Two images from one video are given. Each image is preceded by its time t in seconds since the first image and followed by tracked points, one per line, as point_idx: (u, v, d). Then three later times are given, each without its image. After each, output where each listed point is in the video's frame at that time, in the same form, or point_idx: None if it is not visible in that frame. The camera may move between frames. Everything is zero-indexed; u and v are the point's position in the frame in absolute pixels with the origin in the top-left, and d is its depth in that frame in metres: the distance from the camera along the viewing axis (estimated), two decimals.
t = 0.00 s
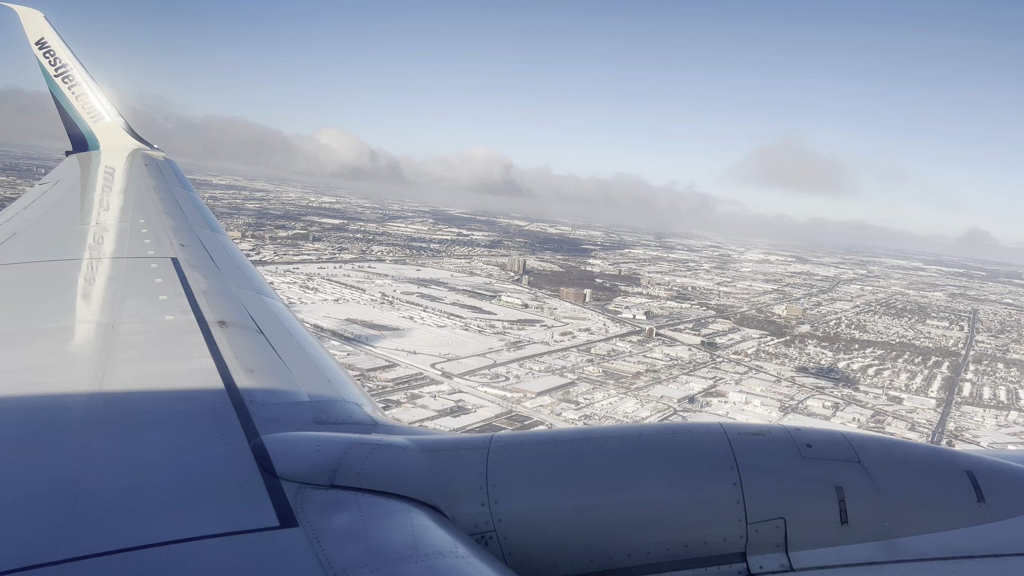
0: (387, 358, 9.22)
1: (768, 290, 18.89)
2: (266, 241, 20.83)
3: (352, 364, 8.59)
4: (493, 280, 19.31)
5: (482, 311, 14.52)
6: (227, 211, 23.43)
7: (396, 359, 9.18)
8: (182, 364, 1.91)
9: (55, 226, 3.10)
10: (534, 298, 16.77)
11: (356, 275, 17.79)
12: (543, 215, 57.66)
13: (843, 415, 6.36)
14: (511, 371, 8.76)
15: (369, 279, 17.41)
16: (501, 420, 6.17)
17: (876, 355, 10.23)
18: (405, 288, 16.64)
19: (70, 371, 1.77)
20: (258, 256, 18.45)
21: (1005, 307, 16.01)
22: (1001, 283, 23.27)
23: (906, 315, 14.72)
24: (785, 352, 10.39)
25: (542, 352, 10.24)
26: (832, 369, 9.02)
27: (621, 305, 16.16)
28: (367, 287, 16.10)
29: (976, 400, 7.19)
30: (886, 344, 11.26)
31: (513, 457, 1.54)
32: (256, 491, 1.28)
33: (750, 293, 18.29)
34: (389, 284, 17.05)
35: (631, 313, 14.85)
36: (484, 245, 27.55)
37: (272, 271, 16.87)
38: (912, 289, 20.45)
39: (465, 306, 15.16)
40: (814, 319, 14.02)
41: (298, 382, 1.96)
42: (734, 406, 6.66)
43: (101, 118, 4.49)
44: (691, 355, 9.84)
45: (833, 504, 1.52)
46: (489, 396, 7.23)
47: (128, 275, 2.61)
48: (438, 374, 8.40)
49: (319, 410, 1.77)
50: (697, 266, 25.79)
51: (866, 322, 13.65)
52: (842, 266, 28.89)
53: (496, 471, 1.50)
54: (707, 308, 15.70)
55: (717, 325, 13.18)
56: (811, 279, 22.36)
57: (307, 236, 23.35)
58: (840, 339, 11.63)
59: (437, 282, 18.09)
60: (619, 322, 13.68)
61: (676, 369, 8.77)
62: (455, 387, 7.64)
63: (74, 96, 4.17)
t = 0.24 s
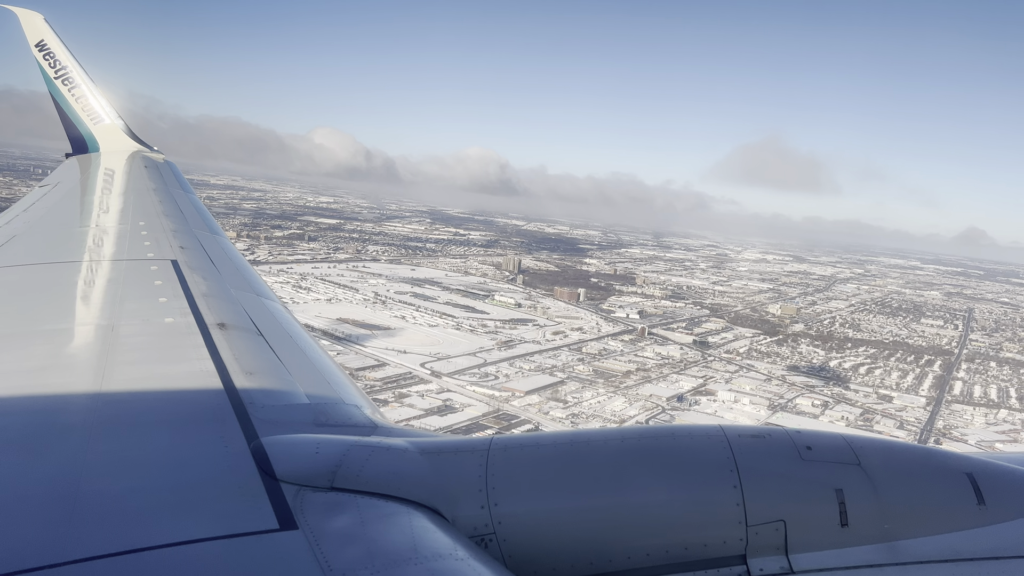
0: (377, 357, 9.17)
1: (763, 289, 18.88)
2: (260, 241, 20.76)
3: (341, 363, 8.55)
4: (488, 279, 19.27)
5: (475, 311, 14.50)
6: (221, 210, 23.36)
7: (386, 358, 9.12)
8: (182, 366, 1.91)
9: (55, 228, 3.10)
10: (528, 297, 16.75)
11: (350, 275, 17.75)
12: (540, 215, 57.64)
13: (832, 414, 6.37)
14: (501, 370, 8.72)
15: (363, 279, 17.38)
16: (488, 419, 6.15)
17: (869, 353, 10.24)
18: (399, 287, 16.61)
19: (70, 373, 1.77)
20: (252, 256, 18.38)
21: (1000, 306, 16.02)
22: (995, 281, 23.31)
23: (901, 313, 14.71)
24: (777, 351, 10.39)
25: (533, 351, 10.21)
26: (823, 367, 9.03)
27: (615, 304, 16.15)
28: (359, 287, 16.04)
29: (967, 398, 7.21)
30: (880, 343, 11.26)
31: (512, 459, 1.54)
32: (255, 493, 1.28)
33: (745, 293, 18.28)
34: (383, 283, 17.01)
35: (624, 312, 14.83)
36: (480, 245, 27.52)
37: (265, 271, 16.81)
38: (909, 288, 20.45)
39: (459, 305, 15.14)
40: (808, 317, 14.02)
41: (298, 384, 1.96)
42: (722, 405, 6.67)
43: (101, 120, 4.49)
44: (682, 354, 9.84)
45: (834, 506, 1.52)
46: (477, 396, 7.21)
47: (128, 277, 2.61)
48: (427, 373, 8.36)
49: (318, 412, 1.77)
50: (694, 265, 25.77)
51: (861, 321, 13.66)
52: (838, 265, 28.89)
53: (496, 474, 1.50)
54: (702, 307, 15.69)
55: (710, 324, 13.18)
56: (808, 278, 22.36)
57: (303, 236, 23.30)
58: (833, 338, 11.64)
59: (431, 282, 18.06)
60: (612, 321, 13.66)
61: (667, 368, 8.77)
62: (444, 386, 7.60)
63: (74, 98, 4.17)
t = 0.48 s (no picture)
0: (366, 356, 9.08)
1: (759, 289, 18.87)
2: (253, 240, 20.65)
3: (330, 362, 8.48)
4: (482, 279, 19.23)
5: (468, 310, 14.47)
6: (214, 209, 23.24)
7: (375, 357, 9.06)
8: (181, 367, 1.90)
9: (54, 229, 3.10)
10: (522, 297, 16.72)
11: (344, 275, 17.68)
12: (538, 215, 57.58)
13: (821, 412, 6.38)
14: (491, 369, 8.68)
15: (356, 278, 17.33)
16: (475, 417, 6.12)
17: (861, 352, 10.24)
18: (392, 287, 16.54)
19: (69, 374, 1.77)
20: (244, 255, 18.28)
21: (996, 305, 16.04)
22: (990, 280, 23.35)
23: (896, 312, 14.72)
24: (769, 349, 10.39)
25: (524, 350, 10.16)
26: (815, 366, 9.04)
27: (609, 303, 16.14)
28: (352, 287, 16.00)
29: (957, 396, 7.21)
30: (873, 341, 11.26)
31: (513, 459, 1.54)
32: (255, 493, 1.28)
33: (741, 292, 18.27)
34: (377, 283, 16.94)
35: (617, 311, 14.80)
36: (477, 245, 27.47)
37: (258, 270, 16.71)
38: (905, 287, 20.46)
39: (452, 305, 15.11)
40: (802, 317, 14.02)
41: (297, 384, 1.96)
42: (711, 403, 6.68)
43: (100, 120, 4.50)
44: (674, 353, 9.84)
45: (834, 506, 1.52)
46: (466, 394, 7.17)
47: (127, 278, 2.61)
48: (416, 372, 8.27)
49: (318, 413, 1.77)
50: (690, 265, 25.74)
51: (855, 320, 13.65)
52: (834, 264, 28.89)
53: (496, 473, 1.50)
54: (696, 306, 15.68)
55: (704, 323, 13.17)
56: (803, 277, 22.37)
57: (298, 236, 23.23)
58: (826, 337, 11.64)
59: (425, 282, 18.01)
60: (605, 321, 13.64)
61: (657, 366, 8.77)
62: (433, 385, 7.53)
63: (73, 99, 4.17)
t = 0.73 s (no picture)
0: (354, 356, 8.93)
1: (754, 288, 18.85)
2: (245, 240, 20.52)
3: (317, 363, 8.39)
4: (476, 279, 19.16)
5: (460, 310, 14.42)
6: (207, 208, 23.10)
7: (364, 357, 8.93)
8: (180, 367, 1.90)
9: (53, 230, 3.09)
10: (515, 296, 16.66)
11: (337, 275, 17.60)
12: (535, 215, 57.52)
13: (809, 411, 6.38)
14: (480, 369, 8.61)
15: (349, 278, 17.26)
16: (461, 417, 6.09)
17: (853, 351, 10.24)
18: (385, 287, 16.47)
19: (68, 375, 1.77)
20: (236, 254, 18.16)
21: (992, 304, 16.04)
22: (983, 279, 23.40)
23: (890, 311, 14.73)
24: (761, 348, 10.38)
25: (514, 350, 10.11)
26: (805, 365, 9.05)
27: (602, 303, 16.11)
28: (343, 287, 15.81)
29: (947, 395, 7.22)
30: (867, 341, 11.26)
31: (512, 459, 1.54)
32: (254, 494, 1.28)
33: (736, 291, 18.24)
34: (370, 283, 16.88)
35: (610, 311, 14.76)
36: (473, 245, 27.43)
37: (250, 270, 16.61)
38: (901, 286, 20.43)
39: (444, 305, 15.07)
40: (796, 316, 14.02)
41: (295, 384, 1.96)
42: (699, 402, 6.68)
43: (98, 121, 4.49)
44: (665, 352, 9.83)
45: (832, 506, 1.52)
46: (454, 394, 7.11)
47: (125, 278, 2.61)
48: (405, 373, 8.14)
49: (317, 413, 1.77)
50: (685, 264, 25.71)
51: (849, 319, 13.65)
52: (829, 263, 28.89)
53: (495, 474, 1.50)
54: (689, 305, 15.66)
55: (696, 323, 13.16)
56: (800, 277, 22.34)
57: (293, 236, 23.15)
58: (819, 336, 11.64)
59: (418, 282, 17.92)
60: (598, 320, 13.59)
61: (648, 366, 8.76)
62: (421, 385, 7.43)
63: (72, 99, 4.17)
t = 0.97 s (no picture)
0: (343, 357, 8.70)
1: (749, 289, 18.83)
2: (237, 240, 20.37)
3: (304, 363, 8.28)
4: (470, 280, 19.01)
5: (452, 310, 14.34)
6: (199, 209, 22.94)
7: (353, 358, 8.70)
8: (179, 368, 1.90)
9: (50, 230, 3.09)
10: (509, 297, 16.59)
11: (329, 275, 17.50)
12: (532, 215, 57.42)
13: (796, 410, 6.39)
14: (470, 369, 8.53)
15: (341, 277, 17.14)
16: (448, 417, 6.05)
17: (845, 351, 10.25)
18: (378, 288, 16.39)
19: (67, 375, 1.76)
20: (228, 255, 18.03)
21: (987, 303, 16.04)
22: (977, 279, 23.46)
23: (885, 311, 14.74)
24: (753, 349, 10.39)
25: (505, 350, 10.03)
26: (796, 365, 9.05)
27: (596, 303, 16.08)
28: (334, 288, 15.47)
29: (937, 394, 7.23)
30: (859, 341, 11.27)
31: (511, 459, 1.54)
32: (253, 494, 1.27)
33: (730, 292, 18.22)
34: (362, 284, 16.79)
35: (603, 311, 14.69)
36: (468, 246, 27.37)
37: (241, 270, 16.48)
38: (897, 286, 20.43)
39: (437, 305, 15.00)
40: (790, 316, 14.02)
41: (294, 384, 1.96)
42: (687, 402, 6.68)
43: (96, 121, 4.49)
44: (656, 352, 9.82)
45: (831, 505, 1.52)
46: (441, 394, 7.03)
47: (124, 279, 2.60)
48: (394, 373, 7.94)
49: (315, 413, 1.77)
50: (681, 265, 25.68)
51: (842, 319, 13.66)
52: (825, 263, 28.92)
53: (494, 474, 1.50)
54: (683, 306, 15.64)
55: (689, 323, 13.15)
56: (796, 277, 22.32)
57: (287, 237, 23.03)
58: (812, 336, 11.64)
59: (411, 283, 17.70)
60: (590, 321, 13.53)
61: (638, 366, 8.75)
62: (410, 386, 7.29)
63: (70, 100, 4.17)
